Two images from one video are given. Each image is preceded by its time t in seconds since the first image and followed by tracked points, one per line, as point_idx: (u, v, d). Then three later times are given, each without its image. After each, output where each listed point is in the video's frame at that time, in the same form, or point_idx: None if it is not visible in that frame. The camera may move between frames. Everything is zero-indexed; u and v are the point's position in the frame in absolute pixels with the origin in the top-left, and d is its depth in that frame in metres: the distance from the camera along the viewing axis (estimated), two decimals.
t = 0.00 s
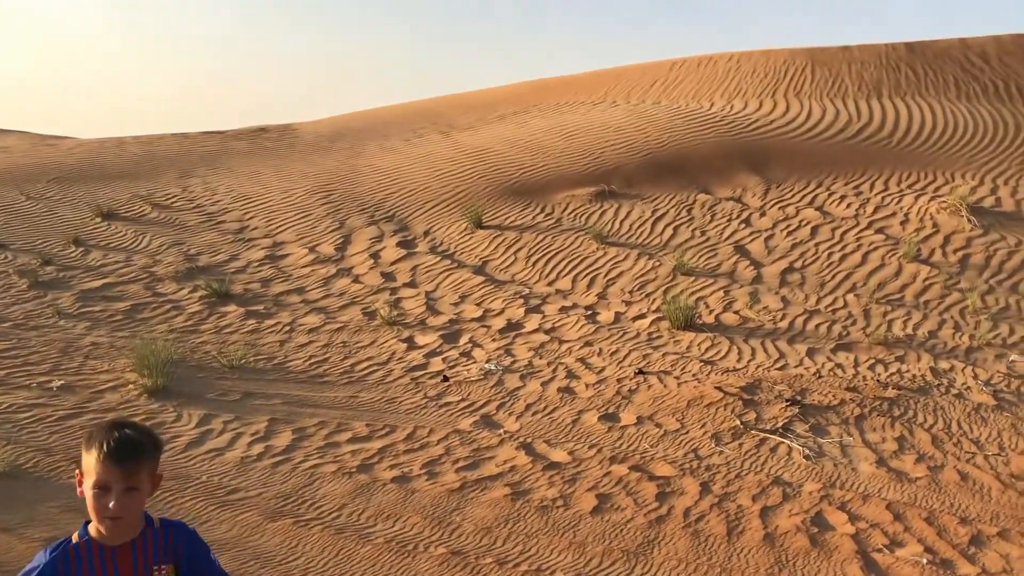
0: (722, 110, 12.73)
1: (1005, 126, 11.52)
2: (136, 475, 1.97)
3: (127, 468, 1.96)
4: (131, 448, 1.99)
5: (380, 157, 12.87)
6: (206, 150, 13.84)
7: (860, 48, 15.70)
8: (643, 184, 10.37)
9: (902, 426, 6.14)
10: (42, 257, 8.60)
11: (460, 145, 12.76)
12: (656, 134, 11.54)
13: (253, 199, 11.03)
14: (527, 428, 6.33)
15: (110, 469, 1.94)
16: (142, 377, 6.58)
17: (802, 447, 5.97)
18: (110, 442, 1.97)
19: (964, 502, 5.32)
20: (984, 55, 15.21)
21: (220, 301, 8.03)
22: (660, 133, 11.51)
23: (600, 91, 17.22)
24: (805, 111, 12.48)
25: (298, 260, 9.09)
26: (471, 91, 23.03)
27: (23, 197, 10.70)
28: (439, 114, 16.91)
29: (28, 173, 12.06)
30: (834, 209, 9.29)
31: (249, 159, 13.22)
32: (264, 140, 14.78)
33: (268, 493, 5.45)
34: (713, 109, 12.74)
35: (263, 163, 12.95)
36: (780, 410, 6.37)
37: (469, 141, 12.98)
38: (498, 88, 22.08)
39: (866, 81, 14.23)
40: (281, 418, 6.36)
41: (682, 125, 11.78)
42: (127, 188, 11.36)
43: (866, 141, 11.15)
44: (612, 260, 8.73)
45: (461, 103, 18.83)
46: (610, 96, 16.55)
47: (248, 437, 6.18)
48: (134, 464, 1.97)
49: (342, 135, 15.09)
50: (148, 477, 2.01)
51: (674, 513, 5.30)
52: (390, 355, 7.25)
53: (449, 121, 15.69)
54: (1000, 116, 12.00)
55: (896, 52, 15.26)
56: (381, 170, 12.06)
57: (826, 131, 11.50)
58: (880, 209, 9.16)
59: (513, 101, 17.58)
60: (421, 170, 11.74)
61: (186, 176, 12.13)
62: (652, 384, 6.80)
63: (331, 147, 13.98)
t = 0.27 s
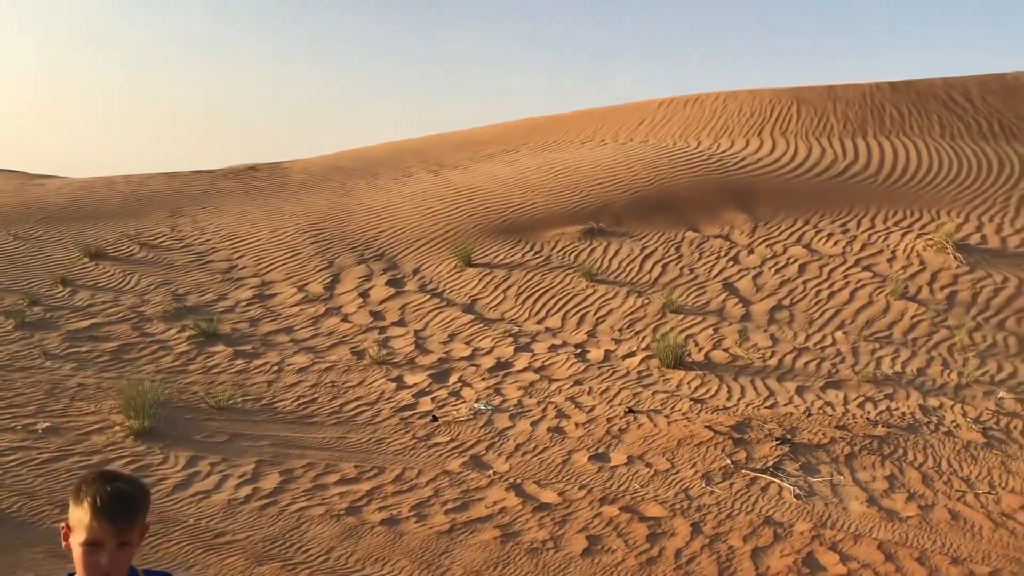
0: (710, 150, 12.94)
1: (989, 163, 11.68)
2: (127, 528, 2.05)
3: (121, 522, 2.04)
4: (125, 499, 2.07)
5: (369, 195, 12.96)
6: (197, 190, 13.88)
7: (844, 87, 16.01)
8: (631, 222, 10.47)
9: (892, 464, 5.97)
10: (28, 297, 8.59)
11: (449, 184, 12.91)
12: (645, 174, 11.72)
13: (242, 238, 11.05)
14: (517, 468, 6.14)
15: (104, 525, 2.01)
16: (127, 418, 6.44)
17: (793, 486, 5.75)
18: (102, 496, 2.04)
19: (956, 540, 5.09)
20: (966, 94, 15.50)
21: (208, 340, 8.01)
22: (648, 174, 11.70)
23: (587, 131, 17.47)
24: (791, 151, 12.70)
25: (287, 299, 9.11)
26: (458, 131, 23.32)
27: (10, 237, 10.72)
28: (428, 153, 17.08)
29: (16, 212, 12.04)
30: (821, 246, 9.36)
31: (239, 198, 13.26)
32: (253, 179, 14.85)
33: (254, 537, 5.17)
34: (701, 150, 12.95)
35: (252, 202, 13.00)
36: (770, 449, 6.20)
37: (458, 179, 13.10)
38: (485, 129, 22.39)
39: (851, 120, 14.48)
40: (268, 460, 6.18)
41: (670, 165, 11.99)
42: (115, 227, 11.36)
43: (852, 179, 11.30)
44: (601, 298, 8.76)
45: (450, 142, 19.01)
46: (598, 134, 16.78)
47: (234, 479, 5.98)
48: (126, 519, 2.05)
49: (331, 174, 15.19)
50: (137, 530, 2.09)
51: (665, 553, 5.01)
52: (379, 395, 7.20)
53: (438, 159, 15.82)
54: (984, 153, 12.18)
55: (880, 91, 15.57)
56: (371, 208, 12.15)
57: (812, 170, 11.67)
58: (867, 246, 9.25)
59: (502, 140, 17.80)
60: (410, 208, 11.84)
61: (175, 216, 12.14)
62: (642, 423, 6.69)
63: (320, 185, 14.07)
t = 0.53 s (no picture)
0: (702, 172, 13.04)
1: (977, 183, 11.78)
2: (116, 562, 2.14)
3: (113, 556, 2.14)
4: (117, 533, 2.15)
5: (361, 220, 12.99)
6: (189, 215, 13.90)
7: (832, 109, 16.18)
8: (623, 244, 10.51)
9: (887, 485, 5.98)
10: (20, 325, 8.57)
11: (441, 208, 12.97)
12: (636, 197, 11.80)
13: (235, 264, 11.05)
14: (511, 493, 6.12)
15: (95, 559, 2.11)
16: (119, 446, 6.40)
17: (788, 508, 5.74)
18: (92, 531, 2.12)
19: (952, 560, 5.07)
20: (954, 114, 15.67)
21: (201, 367, 7.99)
22: (640, 196, 11.78)
23: (579, 154, 17.59)
24: (781, 172, 12.80)
25: (280, 324, 9.11)
26: (450, 155, 23.43)
27: (2, 264, 10.71)
28: (420, 178, 17.15)
29: (8, 240, 12.03)
30: (813, 267, 9.41)
31: (232, 223, 13.28)
32: (245, 204, 14.88)
33: (248, 564, 5.13)
34: (692, 172, 13.04)
35: (245, 227, 13.03)
36: (765, 470, 6.20)
37: (451, 203, 13.16)
38: (476, 153, 22.53)
39: (841, 141, 14.61)
40: (261, 486, 6.15)
41: (661, 188, 12.08)
42: (107, 254, 11.35)
43: (842, 200, 11.38)
44: (594, 320, 8.78)
45: (442, 166, 19.10)
46: (590, 157, 16.91)
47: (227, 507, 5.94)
48: (117, 553, 2.15)
49: (323, 198, 15.23)
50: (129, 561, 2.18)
51: None
52: (372, 420, 7.18)
53: (431, 183, 15.88)
54: (972, 173, 12.29)
55: (868, 113, 15.73)
56: (363, 232, 12.20)
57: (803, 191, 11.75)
58: (858, 266, 9.30)
59: (494, 163, 17.89)
60: (403, 232, 11.88)
61: (167, 242, 12.14)
62: (636, 446, 6.68)
63: (313, 210, 14.11)
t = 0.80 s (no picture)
0: (698, 183, 13.10)
1: (973, 193, 11.83)
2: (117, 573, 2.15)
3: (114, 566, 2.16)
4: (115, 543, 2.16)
5: (358, 233, 13.02)
6: (186, 230, 13.92)
7: (827, 119, 16.27)
8: (619, 256, 10.54)
9: (885, 495, 5.98)
10: (17, 341, 8.56)
11: (437, 221, 13.00)
12: (632, 208, 11.84)
13: (232, 278, 11.06)
14: (509, 505, 6.11)
15: (96, 574, 2.12)
16: (116, 462, 6.38)
17: (786, 519, 5.73)
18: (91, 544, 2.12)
19: (950, 570, 5.06)
20: (948, 124, 15.76)
21: (198, 382, 7.99)
22: (636, 208, 11.82)
23: (575, 166, 17.66)
24: (777, 183, 12.86)
25: (277, 339, 9.11)
26: (447, 169, 23.49)
27: None
28: (417, 191, 17.20)
29: (4, 256, 12.04)
30: (809, 277, 9.44)
31: (229, 238, 13.30)
32: (242, 218, 14.90)
33: None
34: (687, 183, 13.10)
35: (242, 241, 13.04)
36: (763, 481, 6.20)
37: (448, 216, 13.19)
38: (473, 166, 22.61)
39: (836, 151, 14.69)
40: (258, 501, 6.13)
41: (657, 200, 12.13)
42: (104, 269, 11.36)
43: (838, 210, 11.43)
44: (591, 333, 8.79)
45: (439, 179, 19.15)
46: (586, 169, 16.98)
47: (224, 522, 5.92)
48: (117, 565, 2.16)
49: (320, 212, 15.25)
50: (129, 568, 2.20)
51: None
52: (370, 434, 7.18)
53: (427, 196, 15.92)
54: (967, 183, 12.34)
55: (863, 123, 15.82)
56: (360, 246, 12.22)
57: (798, 202, 11.80)
58: (854, 276, 9.33)
59: (491, 176, 17.95)
60: (399, 246, 11.90)
61: (164, 257, 12.15)
62: (635, 458, 6.68)
63: (310, 223, 14.13)
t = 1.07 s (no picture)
0: (697, 190, 13.14)
1: (972, 199, 11.87)
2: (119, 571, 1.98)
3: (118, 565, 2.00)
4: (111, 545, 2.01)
5: (359, 241, 13.05)
6: (188, 238, 13.95)
7: (827, 126, 16.32)
8: (619, 262, 10.57)
9: (885, 500, 5.99)
10: (18, 348, 8.59)
11: (438, 228, 13.03)
12: (632, 215, 11.88)
13: (233, 286, 11.08)
14: (510, 512, 6.12)
15: None
16: (117, 469, 6.39)
17: (786, 524, 5.74)
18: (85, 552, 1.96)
19: None
20: (947, 130, 15.81)
21: (199, 389, 8.00)
22: (636, 215, 11.86)
23: (575, 173, 17.70)
24: (777, 190, 12.90)
25: (278, 346, 9.13)
26: (447, 176, 23.54)
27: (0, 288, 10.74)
28: (417, 198, 17.24)
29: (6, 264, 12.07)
30: (809, 283, 9.46)
31: (230, 245, 13.33)
32: (243, 226, 14.94)
33: None
34: (688, 190, 13.14)
35: (243, 248, 13.08)
36: (763, 487, 6.21)
37: (448, 223, 13.23)
38: (473, 174, 22.66)
39: (835, 158, 14.73)
40: (260, 508, 6.14)
41: (657, 206, 12.17)
42: (105, 277, 11.39)
43: (838, 217, 11.47)
44: (591, 339, 8.81)
45: (440, 186, 19.19)
46: (586, 176, 17.03)
47: (225, 529, 5.93)
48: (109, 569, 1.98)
49: (321, 220, 15.29)
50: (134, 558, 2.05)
51: None
52: (370, 441, 7.19)
53: (428, 203, 15.95)
54: (966, 189, 12.38)
55: (863, 130, 15.85)
56: (362, 253, 12.26)
57: (798, 208, 11.83)
58: (854, 283, 9.35)
59: (491, 183, 18.00)
60: (400, 252, 11.94)
61: (165, 264, 12.19)
62: (635, 464, 6.69)
63: (311, 231, 14.17)
